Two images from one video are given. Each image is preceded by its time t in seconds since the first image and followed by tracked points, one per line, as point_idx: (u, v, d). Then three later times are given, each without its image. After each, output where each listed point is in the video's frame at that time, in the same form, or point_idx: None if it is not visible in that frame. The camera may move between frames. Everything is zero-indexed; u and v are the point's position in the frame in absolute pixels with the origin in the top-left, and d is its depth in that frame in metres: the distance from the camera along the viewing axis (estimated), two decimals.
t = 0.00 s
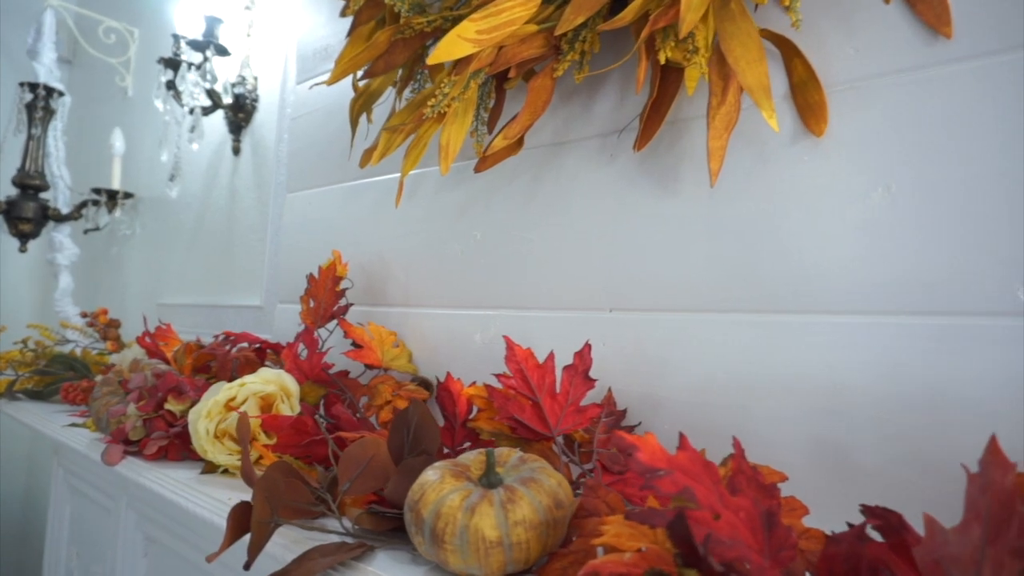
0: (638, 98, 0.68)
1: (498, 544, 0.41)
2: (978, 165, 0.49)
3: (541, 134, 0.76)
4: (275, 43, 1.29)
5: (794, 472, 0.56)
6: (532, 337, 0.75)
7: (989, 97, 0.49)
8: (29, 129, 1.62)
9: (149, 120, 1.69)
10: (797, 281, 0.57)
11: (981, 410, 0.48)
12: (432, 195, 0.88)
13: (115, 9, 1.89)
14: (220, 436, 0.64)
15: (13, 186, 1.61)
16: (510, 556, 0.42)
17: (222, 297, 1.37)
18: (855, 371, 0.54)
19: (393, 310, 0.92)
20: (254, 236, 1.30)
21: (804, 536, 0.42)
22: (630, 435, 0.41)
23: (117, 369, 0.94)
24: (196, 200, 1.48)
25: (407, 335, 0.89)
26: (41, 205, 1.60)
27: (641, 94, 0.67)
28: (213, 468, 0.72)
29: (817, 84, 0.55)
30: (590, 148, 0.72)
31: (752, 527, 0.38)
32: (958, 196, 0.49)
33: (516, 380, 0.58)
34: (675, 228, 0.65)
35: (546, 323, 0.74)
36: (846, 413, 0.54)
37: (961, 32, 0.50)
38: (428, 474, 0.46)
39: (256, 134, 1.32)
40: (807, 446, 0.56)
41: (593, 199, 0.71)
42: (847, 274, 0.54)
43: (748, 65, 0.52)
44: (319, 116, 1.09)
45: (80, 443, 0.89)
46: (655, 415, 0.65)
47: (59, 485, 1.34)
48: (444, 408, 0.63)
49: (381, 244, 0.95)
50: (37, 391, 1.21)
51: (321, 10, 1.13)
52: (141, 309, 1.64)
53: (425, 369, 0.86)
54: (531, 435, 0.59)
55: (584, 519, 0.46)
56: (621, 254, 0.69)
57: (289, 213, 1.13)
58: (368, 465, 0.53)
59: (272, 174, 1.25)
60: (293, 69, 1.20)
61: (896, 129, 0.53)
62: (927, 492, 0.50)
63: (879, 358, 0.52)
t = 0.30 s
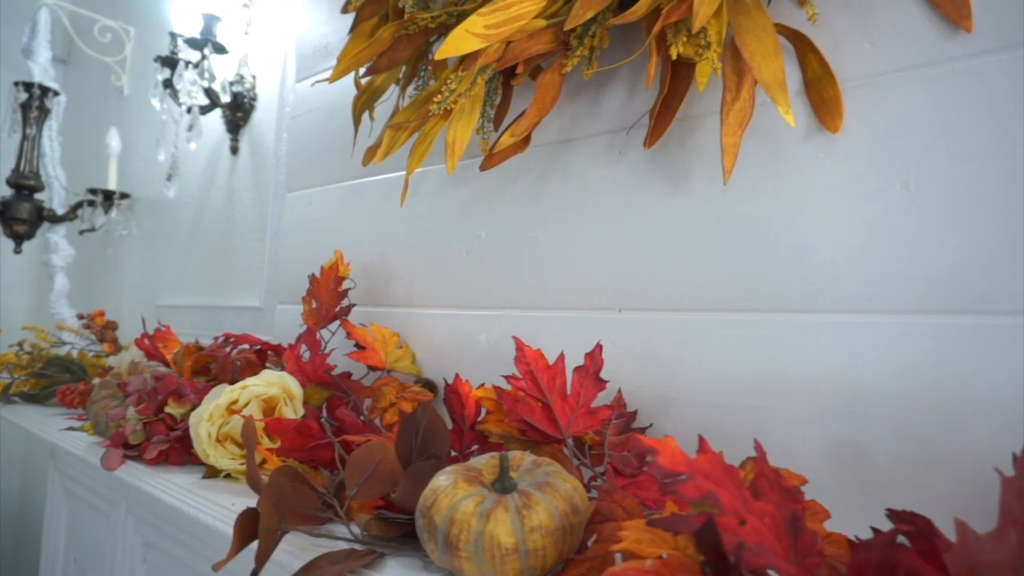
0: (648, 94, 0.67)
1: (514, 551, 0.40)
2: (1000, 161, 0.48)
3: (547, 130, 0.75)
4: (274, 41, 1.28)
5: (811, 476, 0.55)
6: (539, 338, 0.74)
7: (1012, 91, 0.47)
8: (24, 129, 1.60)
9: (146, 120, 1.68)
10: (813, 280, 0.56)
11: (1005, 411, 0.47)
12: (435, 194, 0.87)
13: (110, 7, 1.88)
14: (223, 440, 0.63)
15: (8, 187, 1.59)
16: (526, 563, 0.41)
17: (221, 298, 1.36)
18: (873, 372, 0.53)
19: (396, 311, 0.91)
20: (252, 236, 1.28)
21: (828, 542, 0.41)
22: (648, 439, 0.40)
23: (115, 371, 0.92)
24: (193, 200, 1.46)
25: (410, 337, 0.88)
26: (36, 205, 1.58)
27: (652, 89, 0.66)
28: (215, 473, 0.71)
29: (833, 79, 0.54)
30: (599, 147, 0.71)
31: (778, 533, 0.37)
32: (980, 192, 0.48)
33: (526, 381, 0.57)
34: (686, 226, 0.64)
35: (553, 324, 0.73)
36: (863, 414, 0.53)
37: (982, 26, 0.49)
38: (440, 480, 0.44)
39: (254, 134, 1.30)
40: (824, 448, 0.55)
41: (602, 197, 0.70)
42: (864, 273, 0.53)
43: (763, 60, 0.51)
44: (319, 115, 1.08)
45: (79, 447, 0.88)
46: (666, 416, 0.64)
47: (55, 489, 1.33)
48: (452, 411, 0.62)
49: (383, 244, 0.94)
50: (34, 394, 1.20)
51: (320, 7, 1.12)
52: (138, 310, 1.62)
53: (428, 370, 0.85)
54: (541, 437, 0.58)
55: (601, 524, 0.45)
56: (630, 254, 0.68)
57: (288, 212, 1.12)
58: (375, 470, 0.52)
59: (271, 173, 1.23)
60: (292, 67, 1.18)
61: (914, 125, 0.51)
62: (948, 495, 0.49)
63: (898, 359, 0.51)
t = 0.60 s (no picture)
0: (664, 89, 0.66)
1: (543, 556, 0.39)
2: None
3: (560, 126, 0.74)
4: (275, 38, 1.26)
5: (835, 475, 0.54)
6: (552, 337, 0.73)
7: None
8: (19, 129, 1.58)
9: (144, 118, 1.66)
10: (837, 276, 0.55)
11: None
12: (444, 191, 0.86)
13: (107, 5, 1.86)
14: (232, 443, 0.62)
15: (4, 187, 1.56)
16: (555, 568, 0.40)
17: (221, 298, 1.34)
18: (900, 369, 0.52)
19: (404, 311, 0.90)
20: (254, 235, 1.27)
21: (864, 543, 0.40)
22: (679, 439, 0.39)
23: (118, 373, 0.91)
24: (192, 199, 1.45)
25: (418, 336, 0.87)
26: (32, 206, 1.56)
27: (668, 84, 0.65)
28: (224, 476, 0.70)
29: (857, 72, 0.53)
30: (613, 142, 0.70)
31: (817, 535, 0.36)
32: (1010, 186, 0.47)
33: (544, 381, 0.56)
34: (705, 223, 0.63)
35: (567, 322, 0.72)
36: (889, 413, 0.52)
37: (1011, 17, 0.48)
38: (463, 482, 0.43)
39: (255, 132, 1.29)
40: (849, 447, 0.54)
41: (616, 194, 0.69)
42: (891, 268, 0.52)
43: (788, 52, 0.50)
44: (323, 113, 1.07)
45: (81, 450, 0.86)
46: (684, 416, 0.63)
47: (54, 492, 1.31)
48: (467, 411, 0.60)
49: (390, 243, 0.92)
50: (33, 397, 1.18)
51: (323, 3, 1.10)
52: (136, 311, 1.60)
53: (438, 370, 0.84)
54: (559, 438, 0.57)
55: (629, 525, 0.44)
56: (647, 251, 0.67)
57: (291, 211, 1.10)
58: (391, 472, 0.51)
59: (273, 172, 1.22)
60: (295, 64, 1.17)
61: (941, 118, 0.51)
62: (978, 495, 0.48)
63: (925, 356, 0.50)
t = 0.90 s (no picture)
0: (681, 83, 0.65)
1: (572, 560, 0.38)
2: None
3: (572, 121, 0.73)
4: (277, 33, 1.25)
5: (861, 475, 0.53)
6: (566, 335, 0.72)
7: None
8: (16, 126, 1.56)
9: (142, 115, 1.64)
10: (862, 271, 0.54)
11: None
12: (453, 187, 0.85)
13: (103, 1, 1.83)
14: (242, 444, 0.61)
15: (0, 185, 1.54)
16: (585, 573, 0.38)
17: (223, 297, 1.32)
18: (928, 366, 0.51)
19: (412, 309, 0.88)
20: (256, 233, 1.25)
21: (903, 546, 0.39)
22: (713, 439, 0.38)
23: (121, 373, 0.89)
24: (193, 197, 1.43)
25: (427, 335, 0.86)
26: (29, 204, 1.54)
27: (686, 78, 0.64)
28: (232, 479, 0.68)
29: (882, 64, 0.52)
30: (628, 137, 0.68)
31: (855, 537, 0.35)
32: None
33: (563, 380, 0.54)
34: (724, 219, 0.62)
35: (582, 321, 0.71)
36: (918, 411, 0.51)
37: None
38: (486, 485, 0.42)
39: (256, 128, 1.27)
40: (875, 445, 0.53)
41: (632, 189, 0.68)
42: (919, 264, 0.51)
43: (814, 42, 0.49)
44: (327, 109, 1.05)
45: (84, 452, 0.85)
46: (704, 415, 0.62)
47: (54, 494, 1.29)
48: (485, 411, 0.59)
49: (397, 240, 0.91)
50: (33, 398, 1.16)
51: None
52: (135, 311, 1.59)
53: (447, 369, 0.83)
54: (578, 438, 0.56)
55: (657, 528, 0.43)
56: (664, 248, 0.66)
57: (295, 208, 1.09)
58: (408, 474, 0.49)
59: (275, 169, 1.20)
60: (297, 60, 1.16)
61: (969, 110, 0.50)
62: (1010, 494, 0.47)
63: (954, 352, 0.50)
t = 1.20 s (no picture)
0: (699, 71, 0.63)
1: (606, 563, 0.36)
2: None
3: (586, 111, 0.72)
4: (278, 26, 1.23)
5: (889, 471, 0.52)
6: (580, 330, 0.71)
7: None
8: (11, 123, 1.53)
9: (139, 112, 1.62)
10: (890, 262, 0.53)
11: None
12: (461, 181, 0.83)
13: None
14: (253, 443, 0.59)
15: None
16: None
17: (224, 295, 1.31)
18: (959, 358, 0.49)
19: (420, 305, 0.87)
20: (257, 229, 1.23)
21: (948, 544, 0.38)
22: (750, 436, 0.37)
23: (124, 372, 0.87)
24: (192, 193, 1.41)
25: (435, 331, 0.84)
26: (25, 202, 1.51)
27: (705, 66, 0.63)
28: (241, 479, 0.67)
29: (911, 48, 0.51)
30: (644, 127, 0.67)
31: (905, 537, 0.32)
32: None
33: (585, 375, 0.53)
34: (745, 209, 0.60)
35: (597, 315, 0.70)
36: (949, 404, 0.50)
37: None
38: (513, 485, 0.41)
39: (257, 123, 1.25)
40: (904, 440, 0.52)
41: (648, 181, 0.67)
42: (950, 255, 0.50)
43: (844, 27, 0.48)
44: (330, 102, 1.04)
45: (87, 453, 0.83)
46: (725, 410, 0.61)
47: (54, 495, 1.27)
48: (502, 408, 0.58)
49: (404, 235, 0.89)
50: (32, 398, 1.14)
51: None
52: (135, 310, 1.57)
53: (457, 366, 0.81)
54: (600, 435, 0.54)
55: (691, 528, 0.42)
56: (681, 239, 0.64)
57: (298, 204, 1.07)
58: (425, 474, 0.48)
59: (276, 165, 1.18)
60: (299, 52, 1.14)
61: (1002, 94, 0.48)
62: None
63: (987, 344, 0.48)
